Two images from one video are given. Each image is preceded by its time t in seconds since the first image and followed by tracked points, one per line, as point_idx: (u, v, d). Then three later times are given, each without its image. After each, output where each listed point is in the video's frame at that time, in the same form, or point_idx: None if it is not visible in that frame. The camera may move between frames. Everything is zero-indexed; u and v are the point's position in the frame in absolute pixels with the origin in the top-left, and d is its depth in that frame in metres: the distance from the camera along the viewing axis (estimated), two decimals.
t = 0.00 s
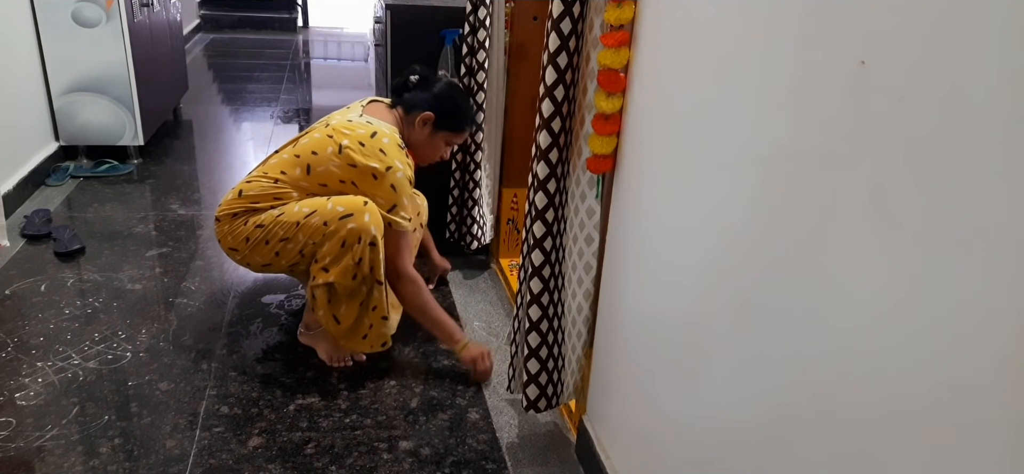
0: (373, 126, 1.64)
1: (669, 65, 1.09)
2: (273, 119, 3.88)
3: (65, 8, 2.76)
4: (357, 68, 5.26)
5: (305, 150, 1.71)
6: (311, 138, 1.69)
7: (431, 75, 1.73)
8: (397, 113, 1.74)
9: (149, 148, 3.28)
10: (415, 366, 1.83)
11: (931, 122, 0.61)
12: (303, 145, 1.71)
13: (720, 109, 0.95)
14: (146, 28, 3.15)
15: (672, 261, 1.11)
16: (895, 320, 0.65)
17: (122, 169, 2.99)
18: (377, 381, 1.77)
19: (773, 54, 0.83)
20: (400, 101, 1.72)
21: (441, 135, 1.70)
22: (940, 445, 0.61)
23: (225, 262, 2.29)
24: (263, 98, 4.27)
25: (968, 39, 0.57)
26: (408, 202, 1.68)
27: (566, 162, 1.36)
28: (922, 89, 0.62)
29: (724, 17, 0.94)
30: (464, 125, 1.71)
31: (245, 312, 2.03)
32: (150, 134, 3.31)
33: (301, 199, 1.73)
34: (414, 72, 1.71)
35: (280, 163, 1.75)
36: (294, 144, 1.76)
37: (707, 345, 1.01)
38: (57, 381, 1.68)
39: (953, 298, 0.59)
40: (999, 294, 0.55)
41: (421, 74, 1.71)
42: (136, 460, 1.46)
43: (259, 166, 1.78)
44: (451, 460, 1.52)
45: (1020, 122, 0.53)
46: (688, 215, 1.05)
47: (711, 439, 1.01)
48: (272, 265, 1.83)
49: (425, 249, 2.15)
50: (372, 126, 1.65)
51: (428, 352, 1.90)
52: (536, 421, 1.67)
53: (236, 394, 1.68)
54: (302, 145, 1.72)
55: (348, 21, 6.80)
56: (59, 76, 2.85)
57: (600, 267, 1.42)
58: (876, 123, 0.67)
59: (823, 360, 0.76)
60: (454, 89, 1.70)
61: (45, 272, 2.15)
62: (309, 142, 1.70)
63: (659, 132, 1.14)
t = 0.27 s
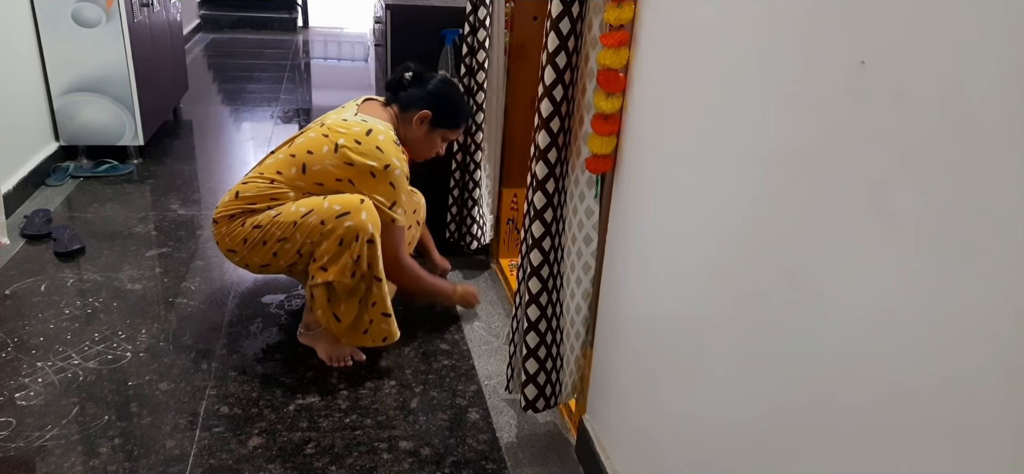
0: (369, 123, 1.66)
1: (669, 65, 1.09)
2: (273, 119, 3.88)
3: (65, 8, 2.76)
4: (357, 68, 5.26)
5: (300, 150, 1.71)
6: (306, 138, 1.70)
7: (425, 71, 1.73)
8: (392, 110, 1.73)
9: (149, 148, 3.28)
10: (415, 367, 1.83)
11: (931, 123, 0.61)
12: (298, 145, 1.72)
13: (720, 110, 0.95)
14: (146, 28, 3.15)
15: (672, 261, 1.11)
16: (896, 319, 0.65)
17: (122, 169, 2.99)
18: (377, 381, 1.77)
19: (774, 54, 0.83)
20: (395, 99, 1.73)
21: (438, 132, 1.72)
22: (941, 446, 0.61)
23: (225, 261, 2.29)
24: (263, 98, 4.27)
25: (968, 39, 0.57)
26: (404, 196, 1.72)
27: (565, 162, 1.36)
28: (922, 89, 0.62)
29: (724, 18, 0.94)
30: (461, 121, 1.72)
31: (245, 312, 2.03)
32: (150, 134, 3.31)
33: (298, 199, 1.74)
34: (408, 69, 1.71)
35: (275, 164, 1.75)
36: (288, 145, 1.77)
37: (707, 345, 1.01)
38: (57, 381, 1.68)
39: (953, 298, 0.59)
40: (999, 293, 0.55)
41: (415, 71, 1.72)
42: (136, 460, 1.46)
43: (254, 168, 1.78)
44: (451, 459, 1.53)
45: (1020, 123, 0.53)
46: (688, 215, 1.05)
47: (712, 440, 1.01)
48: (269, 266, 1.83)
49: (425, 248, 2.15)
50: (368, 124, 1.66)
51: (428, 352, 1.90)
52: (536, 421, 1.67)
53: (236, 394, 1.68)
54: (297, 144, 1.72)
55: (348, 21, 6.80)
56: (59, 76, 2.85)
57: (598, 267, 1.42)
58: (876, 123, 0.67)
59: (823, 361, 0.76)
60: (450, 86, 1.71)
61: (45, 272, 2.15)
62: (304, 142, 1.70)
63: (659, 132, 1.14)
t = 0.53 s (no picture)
0: (371, 124, 1.66)
1: (669, 66, 1.09)
2: (273, 119, 3.88)
3: (65, 8, 2.76)
4: (356, 68, 5.26)
5: (302, 151, 1.71)
6: (308, 139, 1.70)
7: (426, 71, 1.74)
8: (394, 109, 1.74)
9: (149, 148, 3.28)
10: (415, 367, 1.83)
11: (931, 123, 0.61)
12: (300, 146, 1.72)
13: (720, 110, 0.95)
14: (146, 28, 3.15)
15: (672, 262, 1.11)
16: (895, 319, 0.65)
17: (122, 169, 2.99)
18: (377, 381, 1.77)
19: (772, 56, 0.83)
20: (398, 97, 1.73)
21: (440, 130, 1.72)
22: (940, 444, 0.61)
23: (225, 262, 2.29)
24: (263, 97, 4.27)
25: (969, 38, 0.57)
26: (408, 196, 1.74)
27: (564, 162, 1.36)
28: (922, 89, 0.62)
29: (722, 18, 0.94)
30: (462, 119, 1.73)
31: (246, 312, 2.03)
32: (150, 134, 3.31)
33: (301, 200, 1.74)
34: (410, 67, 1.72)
35: (277, 165, 1.75)
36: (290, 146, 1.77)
37: (706, 344, 1.01)
38: (57, 381, 1.68)
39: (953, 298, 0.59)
40: (1000, 292, 0.55)
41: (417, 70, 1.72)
42: (136, 460, 1.46)
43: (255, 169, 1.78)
44: (451, 459, 1.53)
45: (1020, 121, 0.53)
46: (688, 216, 1.05)
47: (712, 441, 1.01)
48: (272, 266, 1.83)
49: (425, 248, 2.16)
50: (370, 124, 1.66)
51: (428, 352, 1.90)
52: (536, 421, 1.67)
53: (236, 394, 1.68)
54: (298, 146, 1.72)
55: (348, 21, 6.80)
56: (59, 76, 2.85)
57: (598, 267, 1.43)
58: (876, 123, 0.67)
59: (823, 361, 0.76)
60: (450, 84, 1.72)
61: (45, 272, 2.15)
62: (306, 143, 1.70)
63: (659, 132, 1.14)
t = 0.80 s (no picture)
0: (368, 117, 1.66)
1: (669, 64, 1.09)
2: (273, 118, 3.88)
3: (64, 7, 2.76)
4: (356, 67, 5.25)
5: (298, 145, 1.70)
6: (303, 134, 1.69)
7: (366, 85, 1.63)
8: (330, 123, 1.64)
9: (149, 147, 3.28)
10: (415, 367, 1.83)
11: (931, 123, 0.61)
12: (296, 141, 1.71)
13: (721, 109, 0.95)
14: (145, 27, 3.15)
15: (673, 261, 1.10)
16: (896, 320, 0.65)
17: (121, 168, 2.98)
18: (377, 380, 1.76)
19: (773, 55, 0.82)
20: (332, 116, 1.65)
21: (356, 147, 1.59)
22: (941, 446, 0.60)
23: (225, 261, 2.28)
24: (262, 97, 4.26)
25: (969, 37, 0.57)
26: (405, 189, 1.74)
27: (564, 160, 1.35)
28: (923, 89, 0.61)
29: (724, 17, 0.93)
30: (391, 139, 1.59)
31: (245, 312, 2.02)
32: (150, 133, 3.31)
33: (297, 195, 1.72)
34: (347, 84, 1.64)
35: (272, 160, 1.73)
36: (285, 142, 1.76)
37: (707, 343, 1.01)
38: (56, 381, 1.67)
39: (954, 299, 0.59)
40: (1000, 292, 0.55)
41: (355, 86, 1.64)
42: (135, 461, 1.46)
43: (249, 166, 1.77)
44: (451, 459, 1.52)
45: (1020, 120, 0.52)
46: (688, 215, 1.04)
47: (712, 441, 1.00)
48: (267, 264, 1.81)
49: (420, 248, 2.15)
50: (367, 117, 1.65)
51: (428, 352, 1.89)
52: (536, 421, 1.66)
53: (236, 394, 1.68)
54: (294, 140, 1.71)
55: (348, 20, 6.79)
56: (58, 75, 2.84)
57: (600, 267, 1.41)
58: (877, 122, 0.67)
59: (824, 362, 0.75)
60: (384, 102, 1.59)
61: (44, 272, 2.14)
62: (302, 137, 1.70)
63: (660, 131, 1.13)
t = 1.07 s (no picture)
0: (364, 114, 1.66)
1: (669, 65, 1.09)
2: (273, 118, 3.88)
3: (64, 7, 2.76)
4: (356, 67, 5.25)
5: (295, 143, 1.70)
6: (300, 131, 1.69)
7: (366, 84, 1.63)
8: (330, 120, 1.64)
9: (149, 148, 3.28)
10: (415, 367, 1.83)
11: (930, 123, 0.61)
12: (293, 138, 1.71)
13: (720, 109, 0.95)
14: (145, 27, 3.14)
15: (672, 261, 1.10)
16: (895, 320, 0.65)
17: (121, 168, 2.98)
18: (376, 381, 1.76)
19: (772, 55, 0.82)
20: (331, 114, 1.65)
21: (352, 144, 1.59)
22: (941, 446, 0.60)
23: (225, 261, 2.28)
24: (262, 97, 4.26)
25: (969, 38, 0.57)
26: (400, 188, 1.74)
27: (563, 160, 1.35)
28: (922, 89, 0.61)
29: (723, 17, 0.93)
30: (387, 139, 1.58)
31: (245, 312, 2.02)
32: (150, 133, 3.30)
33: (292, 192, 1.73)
34: (347, 82, 1.64)
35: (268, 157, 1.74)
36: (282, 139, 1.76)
37: (706, 343, 1.01)
38: (56, 381, 1.67)
39: (953, 299, 0.59)
40: (1000, 292, 0.55)
41: (354, 84, 1.64)
42: (136, 461, 1.46)
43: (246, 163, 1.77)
44: (451, 459, 1.52)
45: (1018, 121, 0.53)
46: (688, 215, 1.04)
47: (712, 440, 1.00)
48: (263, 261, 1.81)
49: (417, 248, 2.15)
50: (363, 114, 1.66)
51: (428, 352, 1.89)
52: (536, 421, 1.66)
53: (236, 394, 1.68)
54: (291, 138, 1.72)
55: (348, 20, 6.79)
56: (58, 75, 2.84)
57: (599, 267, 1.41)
58: (877, 122, 0.67)
59: (824, 362, 0.75)
60: (382, 101, 1.59)
61: (44, 272, 2.14)
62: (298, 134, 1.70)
63: (659, 132, 1.13)
